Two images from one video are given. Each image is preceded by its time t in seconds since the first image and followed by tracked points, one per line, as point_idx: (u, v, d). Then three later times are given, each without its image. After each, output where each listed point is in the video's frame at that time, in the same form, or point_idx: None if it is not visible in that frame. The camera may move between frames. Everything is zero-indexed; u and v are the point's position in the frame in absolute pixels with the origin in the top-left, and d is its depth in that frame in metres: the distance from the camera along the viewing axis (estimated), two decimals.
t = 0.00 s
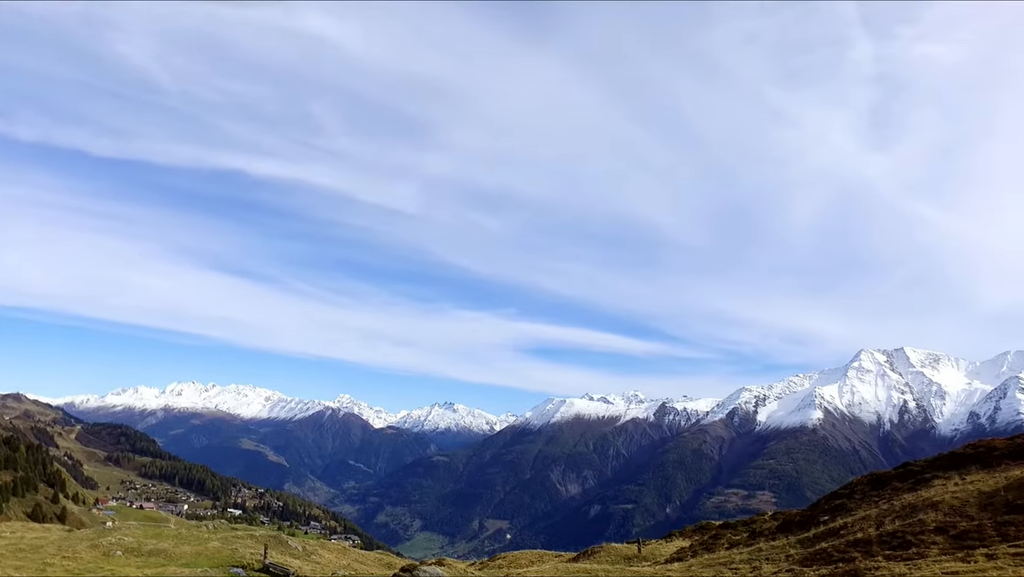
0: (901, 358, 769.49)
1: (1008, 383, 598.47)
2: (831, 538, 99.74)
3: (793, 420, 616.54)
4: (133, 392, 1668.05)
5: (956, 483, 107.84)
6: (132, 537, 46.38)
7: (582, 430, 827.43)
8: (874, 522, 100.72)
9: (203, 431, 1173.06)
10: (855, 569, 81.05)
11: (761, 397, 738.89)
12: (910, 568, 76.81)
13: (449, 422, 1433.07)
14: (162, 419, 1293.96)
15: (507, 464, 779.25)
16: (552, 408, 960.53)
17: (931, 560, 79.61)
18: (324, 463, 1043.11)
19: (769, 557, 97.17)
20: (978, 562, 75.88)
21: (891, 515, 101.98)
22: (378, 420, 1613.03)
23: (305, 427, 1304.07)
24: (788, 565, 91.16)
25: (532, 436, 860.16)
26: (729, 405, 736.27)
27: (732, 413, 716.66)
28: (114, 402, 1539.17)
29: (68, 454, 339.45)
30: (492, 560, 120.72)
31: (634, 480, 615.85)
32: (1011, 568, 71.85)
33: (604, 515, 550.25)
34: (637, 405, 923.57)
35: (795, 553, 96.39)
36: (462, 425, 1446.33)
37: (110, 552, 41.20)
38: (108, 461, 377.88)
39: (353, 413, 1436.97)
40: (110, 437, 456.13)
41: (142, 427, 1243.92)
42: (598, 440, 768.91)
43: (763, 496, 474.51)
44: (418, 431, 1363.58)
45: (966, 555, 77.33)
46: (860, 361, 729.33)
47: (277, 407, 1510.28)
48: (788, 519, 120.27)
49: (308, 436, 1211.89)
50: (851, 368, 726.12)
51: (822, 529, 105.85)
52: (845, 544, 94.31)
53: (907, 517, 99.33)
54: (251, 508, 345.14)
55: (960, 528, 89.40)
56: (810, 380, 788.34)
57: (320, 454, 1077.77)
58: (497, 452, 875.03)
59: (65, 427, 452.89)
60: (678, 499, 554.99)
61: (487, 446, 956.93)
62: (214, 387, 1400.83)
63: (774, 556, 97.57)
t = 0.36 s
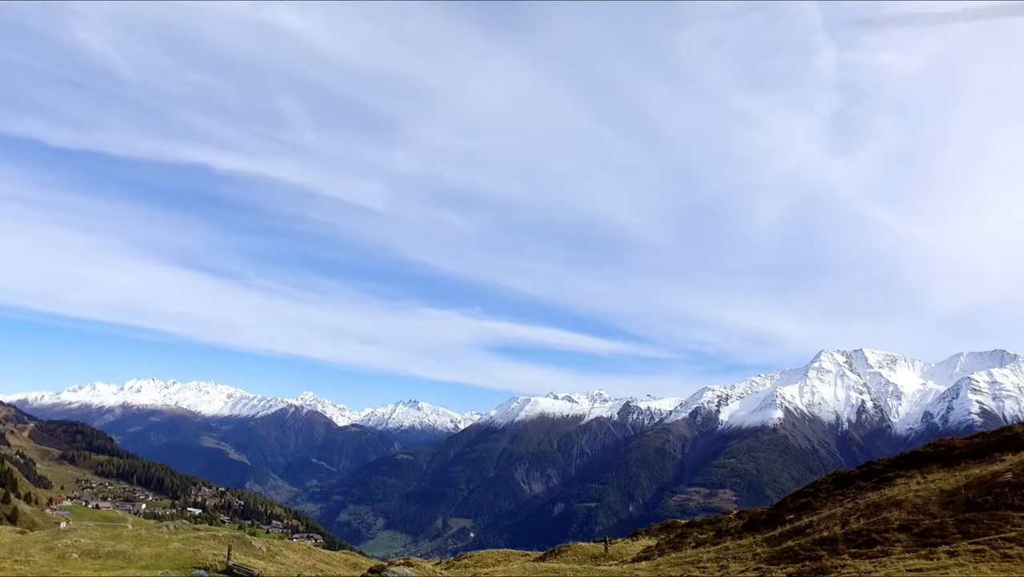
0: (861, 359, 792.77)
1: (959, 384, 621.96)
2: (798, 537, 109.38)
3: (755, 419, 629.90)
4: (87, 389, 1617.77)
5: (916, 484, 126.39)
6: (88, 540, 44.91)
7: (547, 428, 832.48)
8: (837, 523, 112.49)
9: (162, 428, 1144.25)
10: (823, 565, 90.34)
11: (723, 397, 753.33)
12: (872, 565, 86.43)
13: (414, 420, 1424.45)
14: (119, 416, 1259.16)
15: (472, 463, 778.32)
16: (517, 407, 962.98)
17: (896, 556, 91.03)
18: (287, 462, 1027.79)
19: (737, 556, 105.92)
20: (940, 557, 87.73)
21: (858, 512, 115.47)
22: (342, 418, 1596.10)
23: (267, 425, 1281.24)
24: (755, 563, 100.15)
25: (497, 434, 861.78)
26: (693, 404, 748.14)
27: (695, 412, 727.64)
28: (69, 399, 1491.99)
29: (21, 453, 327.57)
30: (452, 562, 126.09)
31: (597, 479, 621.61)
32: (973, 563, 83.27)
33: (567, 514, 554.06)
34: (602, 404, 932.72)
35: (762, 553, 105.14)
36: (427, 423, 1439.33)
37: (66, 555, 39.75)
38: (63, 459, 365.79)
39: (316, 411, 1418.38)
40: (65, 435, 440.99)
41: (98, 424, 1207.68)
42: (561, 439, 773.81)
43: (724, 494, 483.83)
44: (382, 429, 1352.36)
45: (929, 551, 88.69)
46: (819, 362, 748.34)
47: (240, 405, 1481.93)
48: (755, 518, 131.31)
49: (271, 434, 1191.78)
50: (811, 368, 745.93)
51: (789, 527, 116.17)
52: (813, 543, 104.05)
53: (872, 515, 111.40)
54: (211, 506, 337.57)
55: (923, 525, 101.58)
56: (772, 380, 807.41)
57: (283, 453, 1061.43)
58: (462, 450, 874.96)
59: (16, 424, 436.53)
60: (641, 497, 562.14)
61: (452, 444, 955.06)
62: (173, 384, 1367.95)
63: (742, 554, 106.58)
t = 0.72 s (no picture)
0: (809, 360, 818.60)
1: (900, 385, 649.40)
2: (752, 535, 119.82)
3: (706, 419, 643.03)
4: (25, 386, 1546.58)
5: (865, 482, 134.28)
6: (28, 542, 42.84)
7: (500, 426, 834.23)
8: (791, 522, 120.76)
9: (106, 426, 1102.63)
10: (779, 563, 100.28)
11: (675, 396, 767.55)
12: (828, 561, 96.16)
13: (367, 418, 1408.41)
14: (60, 413, 1209.00)
15: (426, 461, 773.82)
16: (471, 405, 961.44)
17: (847, 554, 98.90)
18: (237, 460, 1003.07)
19: (694, 554, 116.25)
20: (889, 554, 95.17)
21: (810, 511, 124.24)
22: (293, 416, 1565.79)
23: (217, 422, 1247.11)
24: (711, 561, 109.96)
25: (451, 432, 859.79)
26: (645, 404, 759.30)
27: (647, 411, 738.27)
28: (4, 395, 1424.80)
29: None
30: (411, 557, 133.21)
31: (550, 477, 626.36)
32: (919, 561, 90.12)
33: (520, 512, 557.29)
34: (555, 403, 940.33)
35: (718, 551, 115.76)
36: (380, 421, 1425.04)
37: (2, 559, 37.75)
38: None
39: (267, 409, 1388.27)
40: (1, 432, 419.49)
41: (37, 420, 1156.19)
42: (514, 436, 776.99)
43: (674, 492, 493.38)
44: (335, 427, 1332.17)
45: (880, 548, 96.77)
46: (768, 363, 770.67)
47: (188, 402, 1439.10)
48: (708, 516, 141.54)
49: (221, 432, 1161.28)
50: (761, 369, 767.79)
51: (744, 527, 126.47)
52: (766, 541, 113.32)
53: (825, 513, 119.97)
54: (156, 505, 326.47)
55: (872, 522, 110.24)
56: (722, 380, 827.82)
57: (232, 451, 1035.66)
58: (416, 447, 870.56)
59: None
60: (593, 495, 568.70)
61: (405, 441, 948.51)
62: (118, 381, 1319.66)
63: (700, 552, 117.01)
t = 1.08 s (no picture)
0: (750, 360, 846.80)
1: (836, 386, 677.12)
2: (700, 534, 122.69)
3: (650, 418, 655.53)
4: None
5: (812, 479, 140.40)
6: None
7: (446, 425, 832.89)
8: (742, 519, 124.56)
9: (35, 423, 1048.69)
10: (727, 561, 103.64)
11: (619, 395, 780.66)
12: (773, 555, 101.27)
13: (311, 414, 1384.67)
14: None
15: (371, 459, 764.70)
16: (418, 403, 955.46)
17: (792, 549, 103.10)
18: (176, 458, 971.38)
19: (643, 553, 118.82)
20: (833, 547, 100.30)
21: (759, 508, 128.58)
22: (235, 412, 1525.84)
23: (156, 419, 1203.41)
24: (661, 560, 111.67)
25: (396, 430, 852.48)
26: (591, 403, 768.05)
27: (593, 411, 748.32)
28: None
29: None
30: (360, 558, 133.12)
31: (494, 475, 628.15)
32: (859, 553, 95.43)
33: (464, 510, 557.17)
34: (500, 401, 945.70)
35: (667, 549, 118.25)
36: (325, 418, 1403.74)
37: None
38: None
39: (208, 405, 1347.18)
40: None
41: None
42: (461, 434, 776.87)
43: (618, 491, 500.89)
44: (278, 424, 1304.34)
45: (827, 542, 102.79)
46: (712, 364, 791.89)
47: (124, 397, 1382.94)
48: (656, 516, 144.27)
49: (159, 429, 1120.98)
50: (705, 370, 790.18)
51: (691, 525, 129.23)
52: (714, 538, 116.13)
53: (773, 511, 124.11)
54: (88, 505, 312.81)
55: (819, 519, 114.33)
56: (665, 380, 849.48)
57: (171, 448, 1001.59)
58: (362, 445, 862.57)
59: None
60: (537, 494, 572.39)
61: (349, 440, 937.63)
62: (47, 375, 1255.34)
63: (648, 551, 119.35)
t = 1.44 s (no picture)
0: (694, 361, 838.40)
1: (777, 386, 672.37)
2: (649, 532, 102.08)
3: (594, 417, 631.35)
4: None
5: (759, 478, 112.56)
6: None
7: (391, 422, 790.83)
8: (689, 516, 102.98)
9: None
10: (677, 560, 86.41)
11: (564, 394, 756.88)
12: (723, 555, 84.27)
13: (253, 411, 1315.82)
14: None
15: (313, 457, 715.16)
16: (361, 400, 911.01)
17: (742, 550, 84.75)
18: (107, 454, 895.70)
19: (592, 552, 100.11)
20: (781, 548, 82.36)
21: (706, 506, 104.79)
22: (173, 409, 1439.87)
23: (88, 414, 1114.88)
24: (609, 559, 94.95)
25: (339, 427, 805.49)
26: (535, 402, 739.21)
27: (537, 408, 716.97)
28: None
29: None
30: (304, 557, 121.66)
31: (438, 473, 592.45)
32: (810, 554, 78.38)
33: (407, 509, 520.85)
34: (446, 399, 911.30)
35: (616, 548, 99.70)
36: (267, 416, 1336.96)
37: None
38: None
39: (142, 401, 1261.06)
40: None
41: None
42: (404, 432, 737.52)
43: (562, 489, 473.78)
44: (217, 421, 1231.61)
45: (771, 544, 82.52)
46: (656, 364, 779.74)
47: (49, 391, 1280.20)
48: (606, 512, 122.71)
49: (91, 424, 1037.37)
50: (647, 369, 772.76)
51: (640, 523, 108.32)
52: (664, 537, 96.56)
53: (719, 509, 101.21)
54: (11, 506, 262.26)
55: (767, 519, 92.20)
56: (611, 379, 832.88)
57: (102, 444, 924.34)
58: (304, 443, 808.89)
59: None
60: (482, 492, 539.33)
61: (290, 437, 883.22)
62: None
63: (596, 550, 100.55)
